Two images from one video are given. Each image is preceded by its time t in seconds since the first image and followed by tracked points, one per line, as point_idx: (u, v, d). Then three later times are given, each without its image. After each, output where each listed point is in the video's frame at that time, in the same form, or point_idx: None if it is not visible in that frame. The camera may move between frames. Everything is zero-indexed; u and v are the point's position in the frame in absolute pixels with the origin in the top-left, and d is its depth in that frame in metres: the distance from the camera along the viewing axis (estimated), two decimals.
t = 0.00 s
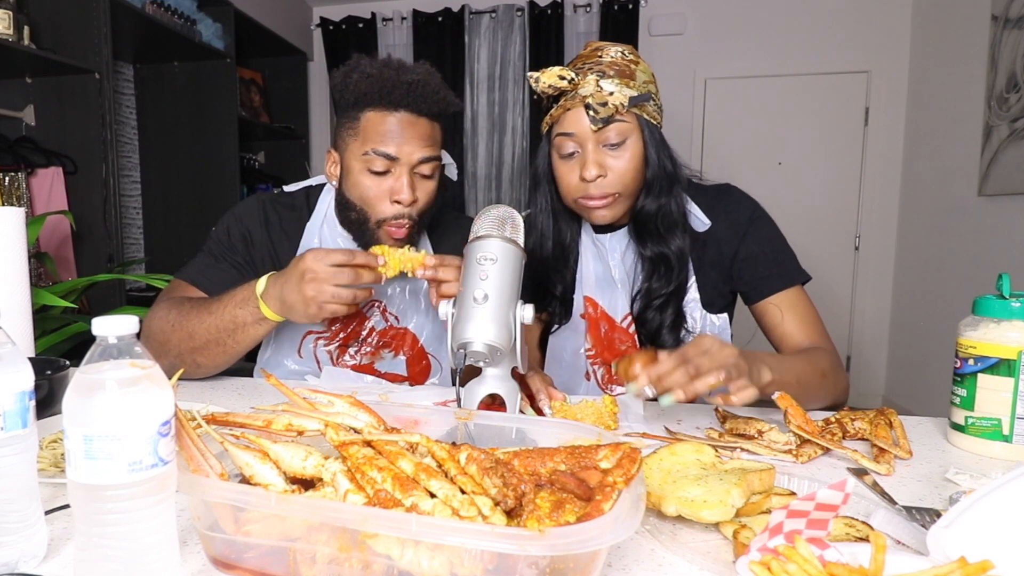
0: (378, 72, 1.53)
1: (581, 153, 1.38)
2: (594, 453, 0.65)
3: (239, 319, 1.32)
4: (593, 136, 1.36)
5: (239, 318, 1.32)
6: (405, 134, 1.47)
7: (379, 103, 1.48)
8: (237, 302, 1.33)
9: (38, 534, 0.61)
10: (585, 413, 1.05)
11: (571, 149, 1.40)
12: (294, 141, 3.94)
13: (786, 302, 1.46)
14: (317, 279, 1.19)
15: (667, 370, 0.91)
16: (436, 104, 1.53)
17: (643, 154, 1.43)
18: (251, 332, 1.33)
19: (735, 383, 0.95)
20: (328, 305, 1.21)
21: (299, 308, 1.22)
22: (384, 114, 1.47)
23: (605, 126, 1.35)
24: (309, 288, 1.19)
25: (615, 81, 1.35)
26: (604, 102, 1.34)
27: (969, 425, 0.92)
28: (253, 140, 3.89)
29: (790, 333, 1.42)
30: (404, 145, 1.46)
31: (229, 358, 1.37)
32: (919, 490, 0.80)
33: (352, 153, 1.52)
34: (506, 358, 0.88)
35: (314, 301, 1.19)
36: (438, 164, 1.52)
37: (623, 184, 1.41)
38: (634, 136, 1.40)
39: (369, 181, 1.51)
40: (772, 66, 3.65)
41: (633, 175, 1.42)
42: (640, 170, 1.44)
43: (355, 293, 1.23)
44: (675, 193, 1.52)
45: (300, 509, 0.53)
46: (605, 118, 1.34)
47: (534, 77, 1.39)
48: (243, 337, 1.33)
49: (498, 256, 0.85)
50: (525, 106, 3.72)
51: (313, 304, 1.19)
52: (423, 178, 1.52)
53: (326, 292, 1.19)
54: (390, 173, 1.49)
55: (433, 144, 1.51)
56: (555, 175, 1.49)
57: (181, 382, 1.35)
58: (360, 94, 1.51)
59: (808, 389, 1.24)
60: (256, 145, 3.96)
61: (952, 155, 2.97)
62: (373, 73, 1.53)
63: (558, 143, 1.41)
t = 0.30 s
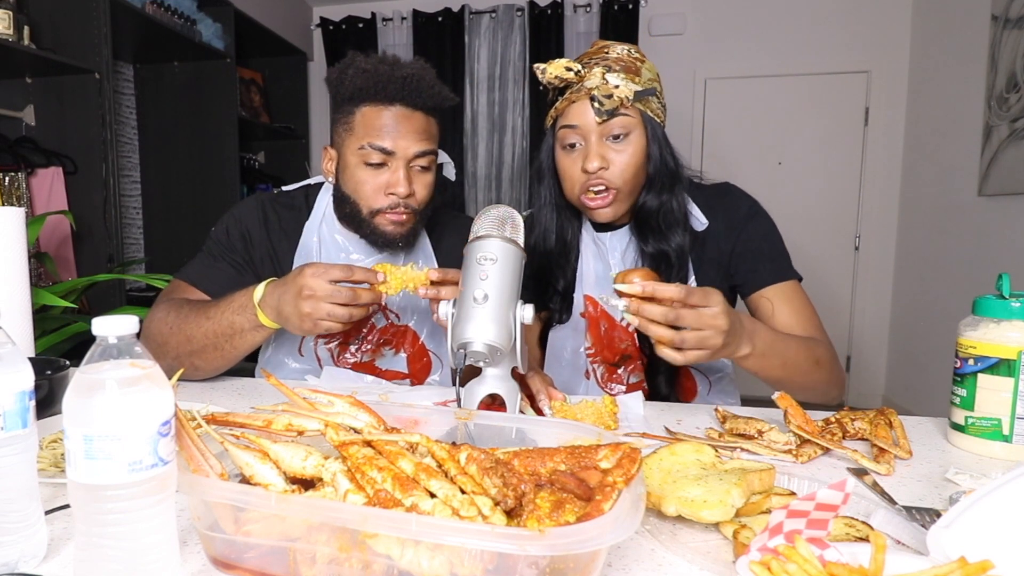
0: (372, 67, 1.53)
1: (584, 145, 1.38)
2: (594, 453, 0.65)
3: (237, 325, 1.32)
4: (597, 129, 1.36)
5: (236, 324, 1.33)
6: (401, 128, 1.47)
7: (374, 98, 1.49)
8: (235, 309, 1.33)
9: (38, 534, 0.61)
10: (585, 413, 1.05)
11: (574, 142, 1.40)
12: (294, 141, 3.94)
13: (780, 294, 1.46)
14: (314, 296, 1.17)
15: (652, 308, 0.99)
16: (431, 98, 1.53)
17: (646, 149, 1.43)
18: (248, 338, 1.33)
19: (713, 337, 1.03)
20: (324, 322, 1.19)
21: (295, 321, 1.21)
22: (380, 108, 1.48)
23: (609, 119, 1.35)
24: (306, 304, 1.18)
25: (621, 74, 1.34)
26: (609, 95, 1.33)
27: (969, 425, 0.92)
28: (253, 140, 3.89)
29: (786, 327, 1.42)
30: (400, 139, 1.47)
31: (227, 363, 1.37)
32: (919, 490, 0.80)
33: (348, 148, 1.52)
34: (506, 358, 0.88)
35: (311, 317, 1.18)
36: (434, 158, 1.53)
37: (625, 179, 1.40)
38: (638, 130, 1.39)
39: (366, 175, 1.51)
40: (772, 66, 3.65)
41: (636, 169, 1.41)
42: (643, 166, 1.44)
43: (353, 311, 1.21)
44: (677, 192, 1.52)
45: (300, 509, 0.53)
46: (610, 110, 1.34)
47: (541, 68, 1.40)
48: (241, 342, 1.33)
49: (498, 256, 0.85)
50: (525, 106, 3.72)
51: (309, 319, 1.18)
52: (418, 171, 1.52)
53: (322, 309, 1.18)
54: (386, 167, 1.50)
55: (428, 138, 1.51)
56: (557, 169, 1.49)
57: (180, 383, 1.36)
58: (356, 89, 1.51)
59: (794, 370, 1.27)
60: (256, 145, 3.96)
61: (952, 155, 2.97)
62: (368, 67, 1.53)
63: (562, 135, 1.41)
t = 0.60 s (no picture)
0: (366, 62, 1.56)
1: (560, 138, 1.40)
2: (594, 453, 0.65)
3: (235, 327, 1.32)
4: (572, 121, 1.37)
5: (234, 326, 1.33)
6: (395, 121, 1.48)
7: (369, 91, 1.51)
8: (233, 311, 1.33)
9: (38, 534, 0.61)
10: (585, 414, 1.05)
11: (554, 135, 1.41)
12: (294, 141, 3.94)
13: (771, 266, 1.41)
14: (316, 301, 1.17)
15: (579, 309, 0.86)
16: (426, 91, 1.55)
17: (626, 143, 1.41)
18: (247, 341, 1.33)
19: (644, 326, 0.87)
20: (325, 327, 1.20)
21: (296, 325, 1.22)
22: (375, 101, 1.49)
23: (582, 110, 1.36)
24: (307, 309, 1.18)
25: (600, 68, 1.34)
26: (582, 87, 1.35)
27: (969, 425, 0.92)
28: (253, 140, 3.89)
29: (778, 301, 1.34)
30: (395, 131, 1.48)
31: (225, 364, 1.37)
32: (919, 490, 0.80)
33: (344, 142, 1.53)
34: (506, 358, 0.88)
35: (311, 320, 1.19)
36: (430, 151, 1.53)
37: (599, 172, 1.40)
38: (614, 124, 1.38)
39: (363, 169, 1.51)
40: (772, 66, 3.65)
41: (612, 163, 1.41)
42: (622, 161, 1.43)
43: (353, 317, 1.21)
44: (659, 187, 1.50)
45: (300, 509, 0.53)
46: (582, 102, 1.36)
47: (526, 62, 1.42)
48: (239, 344, 1.33)
49: (498, 256, 0.85)
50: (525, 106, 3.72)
51: (309, 322, 1.19)
52: (416, 164, 1.53)
53: (324, 314, 1.18)
54: (382, 159, 1.50)
55: (423, 130, 1.53)
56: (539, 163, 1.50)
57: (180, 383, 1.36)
58: (350, 84, 1.54)
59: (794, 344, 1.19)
60: (256, 145, 3.96)
61: (952, 155, 2.97)
62: (363, 63, 1.56)
63: (544, 128, 1.43)
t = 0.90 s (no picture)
0: (364, 63, 1.56)
1: (526, 142, 1.39)
2: (594, 453, 0.65)
3: (235, 330, 1.32)
4: (533, 123, 1.36)
5: (233, 328, 1.33)
6: (394, 124, 1.49)
7: (366, 93, 1.51)
8: (232, 313, 1.33)
9: (38, 534, 0.61)
10: (585, 413, 1.05)
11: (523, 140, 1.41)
12: (294, 141, 3.93)
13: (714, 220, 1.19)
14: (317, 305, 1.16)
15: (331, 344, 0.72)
16: (422, 92, 1.55)
17: (591, 145, 1.38)
18: (246, 343, 1.32)
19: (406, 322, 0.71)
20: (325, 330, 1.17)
21: (295, 328, 1.20)
22: (372, 103, 1.50)
23: (540, 113, 1.34)
24: (307, 313, 1.16)
25: (562, 70, 1.31)
26: (540, 89, 1.33)
27: (969, 426, 0.92)
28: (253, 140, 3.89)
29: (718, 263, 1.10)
30: (392, 135, 1.49)
31: (224, 366, 1.37)
32: (919, 490, 0.80)
33: (342, 146, 1.54)
34: (506, 358, 0.88)
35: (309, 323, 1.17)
36: (428, 155, 1.55)
37: (562, 174, 1.38)
38: (576, 125, 1.35)
39: (360, 172, 1.52)
40: (772, 66, 3.65)
41: (577, 165, 1.39)
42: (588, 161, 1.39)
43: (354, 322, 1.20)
44: (619, 185, 1.41)
45: (300, 509, 0.53)
46: (541, 104, 1.34)
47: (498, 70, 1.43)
48: (239, 346, 1.33)
49: (498, 256, 0.84)
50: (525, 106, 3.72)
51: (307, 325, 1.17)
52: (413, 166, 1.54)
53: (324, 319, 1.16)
54: (378, 162, 1.50)
55: (422, 133, 1.53)
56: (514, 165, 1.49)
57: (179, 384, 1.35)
58: (346, 86, 1.55)
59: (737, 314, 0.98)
60: (256, 145, 3.97)
61: (952, 155, 2.97)
62: (360, 64, 1.57)
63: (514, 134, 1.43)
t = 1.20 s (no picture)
0: (357, 58, 1.59)
1: (509, 151, 1.39)
2: (594, 453, 0.65)
3: (234, 327, 1.32)
4: (516, 133, 1.36)
5: (232, 326, 1.33)
6: (385, 115, 1.50)
7: (356, 88, 1.53)
8: (232, 310, 1.34)
9: (38, 534, 0.61)
10: (585, 414, 1.05)
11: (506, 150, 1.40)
12: (294, 141, 3.93)
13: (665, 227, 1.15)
14: (313, 302, 1.17)
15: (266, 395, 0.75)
16: (413, 86, 1.55)
17: (574, 154, 1.37)
18: (245, 341, 1.32)
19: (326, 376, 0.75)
20: (321, 327, 1.19)
21: (291, 326, 1.22)
22: (363, 97, 1.51)
23: (523, 122, 1.34)
24: (304, 309, 1.17)
25: (544, 78, 1.31)
26: (521, 99, 1.32)
27: (969, 425, 0.92)
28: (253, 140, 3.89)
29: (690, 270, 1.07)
30: (381, 127, 1.49)
31: (223, 365, 1.37)
32: (920, 490, 0.80)
33: (333, 140, 1.55)
34: (506, 358, 0.88)
35: (307, 320, 1.18)
36: (418, 147, 1.54)
37: (547, 183, 1.37)
38: (559, 133, 1.35)
39: (351, 166, 1.52)
40: (772, 66, 3.65)
41: (561, 173, 1.37)
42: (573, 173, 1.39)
43: (349, 319, 1.21)
44: (603, 194, 1.41)
45: (300, 509, 0.53)
46: (523, 113, 1.33)
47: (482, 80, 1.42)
48: (238, 344, 1.32)
49: (499, 256, 0.85)
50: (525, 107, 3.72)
51: (305, 322, 1.18)
52: (403, 159, 1.53)
53: (320, 315, 1.17)
54: (368, 154, 1.50)
55: (411, 126, 1.53)
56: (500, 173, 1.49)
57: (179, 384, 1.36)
58: (338, 80, 1.56)
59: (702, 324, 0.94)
60: (256, 145, 3.97)
61: (952, 155, 2.97)
62: (351, 60, 1.59)
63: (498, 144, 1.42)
